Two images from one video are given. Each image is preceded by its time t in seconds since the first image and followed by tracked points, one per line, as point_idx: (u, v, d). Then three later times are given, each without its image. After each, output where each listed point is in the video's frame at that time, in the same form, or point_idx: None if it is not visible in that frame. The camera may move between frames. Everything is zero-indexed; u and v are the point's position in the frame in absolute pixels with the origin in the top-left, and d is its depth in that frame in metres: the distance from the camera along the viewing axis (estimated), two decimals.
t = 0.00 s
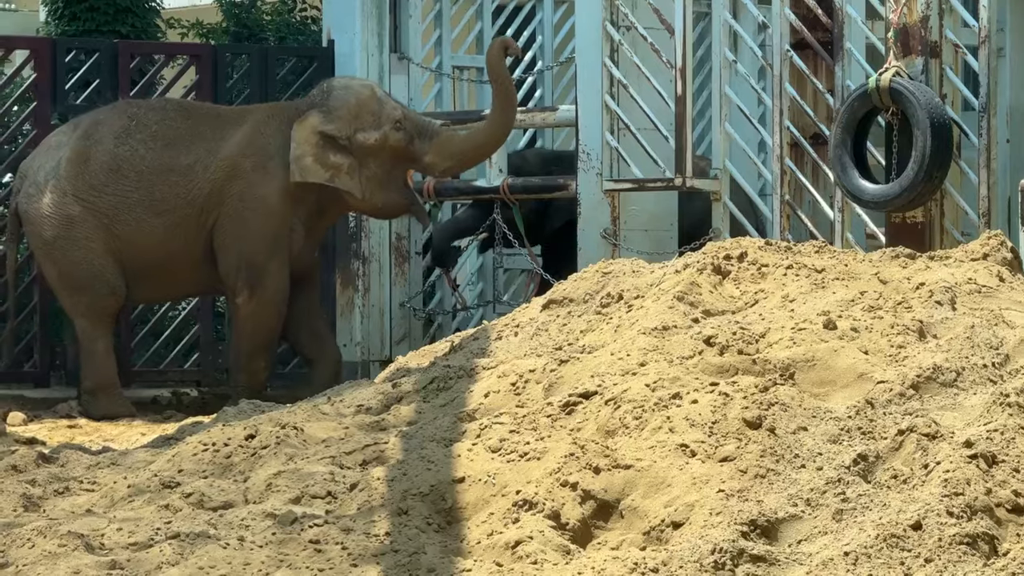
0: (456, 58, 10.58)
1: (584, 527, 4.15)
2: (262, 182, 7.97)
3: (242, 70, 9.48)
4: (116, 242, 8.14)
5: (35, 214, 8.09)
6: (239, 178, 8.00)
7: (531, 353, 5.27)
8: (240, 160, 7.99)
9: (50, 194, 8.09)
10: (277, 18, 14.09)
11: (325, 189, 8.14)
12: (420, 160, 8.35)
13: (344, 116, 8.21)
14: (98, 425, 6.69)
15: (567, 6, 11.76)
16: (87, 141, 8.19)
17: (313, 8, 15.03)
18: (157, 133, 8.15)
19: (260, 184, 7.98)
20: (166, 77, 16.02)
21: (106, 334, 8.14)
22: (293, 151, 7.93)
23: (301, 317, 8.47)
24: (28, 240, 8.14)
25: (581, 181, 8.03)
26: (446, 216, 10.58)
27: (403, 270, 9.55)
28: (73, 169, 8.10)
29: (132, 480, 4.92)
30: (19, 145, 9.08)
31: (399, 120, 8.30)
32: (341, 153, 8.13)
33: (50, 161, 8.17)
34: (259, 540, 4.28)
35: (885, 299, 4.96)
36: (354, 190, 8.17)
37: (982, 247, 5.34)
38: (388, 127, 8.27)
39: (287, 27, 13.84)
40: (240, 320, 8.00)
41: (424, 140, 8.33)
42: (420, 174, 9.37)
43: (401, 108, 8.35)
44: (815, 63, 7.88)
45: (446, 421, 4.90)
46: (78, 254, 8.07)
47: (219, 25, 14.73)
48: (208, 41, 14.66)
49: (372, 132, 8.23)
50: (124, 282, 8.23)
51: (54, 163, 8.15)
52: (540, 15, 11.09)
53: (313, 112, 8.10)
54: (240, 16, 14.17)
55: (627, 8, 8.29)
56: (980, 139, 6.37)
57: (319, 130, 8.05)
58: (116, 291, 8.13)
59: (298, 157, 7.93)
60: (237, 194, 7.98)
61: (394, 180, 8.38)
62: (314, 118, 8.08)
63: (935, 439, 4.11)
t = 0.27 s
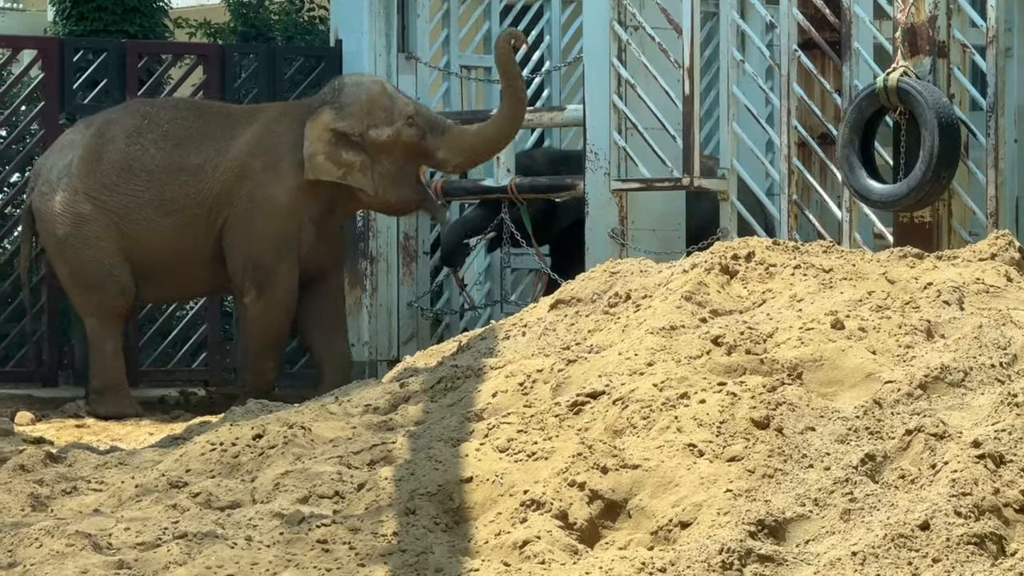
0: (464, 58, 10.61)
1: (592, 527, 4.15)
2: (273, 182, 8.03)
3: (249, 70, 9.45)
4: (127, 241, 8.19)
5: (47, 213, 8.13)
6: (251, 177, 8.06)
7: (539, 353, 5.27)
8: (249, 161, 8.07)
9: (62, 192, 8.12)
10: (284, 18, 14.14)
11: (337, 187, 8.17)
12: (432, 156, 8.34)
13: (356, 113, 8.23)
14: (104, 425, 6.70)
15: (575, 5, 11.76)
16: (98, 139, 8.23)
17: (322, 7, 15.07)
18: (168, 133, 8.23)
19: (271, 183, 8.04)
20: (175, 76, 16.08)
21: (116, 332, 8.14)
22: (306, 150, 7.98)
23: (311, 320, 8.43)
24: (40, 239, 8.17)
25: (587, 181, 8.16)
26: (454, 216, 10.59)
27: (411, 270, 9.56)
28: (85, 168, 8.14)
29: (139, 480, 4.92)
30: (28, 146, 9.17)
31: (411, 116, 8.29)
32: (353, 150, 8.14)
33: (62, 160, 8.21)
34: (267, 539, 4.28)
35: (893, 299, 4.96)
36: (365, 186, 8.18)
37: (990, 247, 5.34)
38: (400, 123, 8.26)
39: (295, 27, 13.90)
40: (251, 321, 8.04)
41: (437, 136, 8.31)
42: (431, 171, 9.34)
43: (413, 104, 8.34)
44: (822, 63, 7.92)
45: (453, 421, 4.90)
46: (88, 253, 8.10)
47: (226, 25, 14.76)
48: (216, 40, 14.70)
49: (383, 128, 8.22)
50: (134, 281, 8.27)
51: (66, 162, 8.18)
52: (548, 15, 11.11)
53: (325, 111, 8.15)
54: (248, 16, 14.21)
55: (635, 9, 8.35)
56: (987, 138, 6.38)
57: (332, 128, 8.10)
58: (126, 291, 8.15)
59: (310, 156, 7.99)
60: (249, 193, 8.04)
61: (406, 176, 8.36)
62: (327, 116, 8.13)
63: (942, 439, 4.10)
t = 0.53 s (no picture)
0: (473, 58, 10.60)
1: (601, 527, 4.15)
2: (287, 186, 8.03)
3: (259, 69, 9.61)
4: (140, 240, 8.23)
5: (62, 212, 8.24)
6: (266, 180, 8.05)
7: (548, 353, 5.27)
8: (265, 164, 8.06)
9: (77, 192, 8.22)
10: (293, 18, 14.20)
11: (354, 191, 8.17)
12: (451, 161, 8.38)
13: (376, 119, 8.21)
14: (113, 425, 6.71)
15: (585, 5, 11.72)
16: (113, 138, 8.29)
17: (331, 7, 15.11)
18: (183, 132, 8.25)
19: (285, 186, 8.04)
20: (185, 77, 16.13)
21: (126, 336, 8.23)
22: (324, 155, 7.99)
23: (323, 324, 8.37)
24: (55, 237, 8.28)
25: (598, 181, 8.23)
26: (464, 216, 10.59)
27: (420, 270, 9.54)
28: (100, 166, 8.21)
29: (148, 480, 4.93)
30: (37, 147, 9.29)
31: (431, 122, 8.30)
32: (373, 156, 8.16)
33: (78, 159, 8.30)
34: (275, 539, 4.28)
35: (902, 299, 4.96)
36: (383, 193, 8.21)
37: (999, 247, 5.34)
38: (420, 129, 8.27)
39: (304, 27, 13.96)
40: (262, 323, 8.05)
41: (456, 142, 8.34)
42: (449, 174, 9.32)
43: (433, 110, 8.34)
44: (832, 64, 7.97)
45: (462, 421, 4.91)
46: (102, 252, 8.19)
47: (236, 25, 14.81)
48: (226, 41, 14.74)
49: (404, 134, 8.24)
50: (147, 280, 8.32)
51: (82, 161, 8.27)
52: (558, 15, 11.08)
53: (344, 115, 8.14)
54: (257, 16, 14.33)
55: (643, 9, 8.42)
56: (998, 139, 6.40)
57: (350, 132, 8.09)
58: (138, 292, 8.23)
59: (327, 159, 7.99)
60: (263, 195, 8.04)
61: (426, 181, 8.40)
62: (345, 120, 8.12)
63: (951, 439, 4.10)
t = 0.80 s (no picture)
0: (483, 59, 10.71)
1: (611, 527, 4.14)
2: (310, 190, 8.06)
3: (269, 69, 9.72)
4: (159, 238, 8.24)
5: (81, 206, 8.21)
6: (289, 182, 8.08)
7: (557, 354, 5.27)
8: (288, 167, 8.08)
9: (97, 186, 8.20)
10: (303, 18, 14.27)
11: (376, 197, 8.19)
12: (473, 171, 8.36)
13: (402, 124, 8.23)
14: (123, 425, 6.72)
15: (593, 6, 11.79)
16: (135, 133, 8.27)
17: (341, 8, 15.13)
18: (205, 129, 8.22)
19: (308, 190, 8.07)
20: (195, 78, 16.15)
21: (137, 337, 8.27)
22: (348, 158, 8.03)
23: (340, 327, 8.39)
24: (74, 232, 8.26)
25: (607, 181, 8.31)
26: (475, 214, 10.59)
27: (430, 271, 9.60)
28: (121, 162, 8.19)
29: (158, 480, 4.94)
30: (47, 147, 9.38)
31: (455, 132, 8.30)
32: (397, 162, 8.18)
33: (98, 152, 8.28)
34: (285, 539, 4.28)
35: (912, 299, 4.96)
36: (405, 200, 8.22)
37: (1009, 248, 5.35)
38: (443, 138, 8.26)
39: (313, 28, 14.09)
40: (279, 323, 8.13)
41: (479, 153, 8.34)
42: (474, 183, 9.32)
43: (458, 119, 8.34)
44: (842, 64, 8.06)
45: (472, 421, 4.91)
46: (121, 249, 8.20)
47: (245, 25, 14.84)
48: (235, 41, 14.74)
49: (428, 142, 8.24)
50: (165, 278, 8.32)
51: (103, 155, 8.25)
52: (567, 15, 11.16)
53: (370, 120, 8.15)
54: (266, 16, 14.36)
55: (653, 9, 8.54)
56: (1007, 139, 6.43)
57: (376, 137, 8.11)
58: (152, 292, 8.24)
59: (353, 163, 8.02)
60: (286, 198, 8.06)
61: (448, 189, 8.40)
62: (371, 125, 8.15)
63: (961, 440, 4.09)
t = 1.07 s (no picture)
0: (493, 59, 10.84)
1: (620, 527, 4.14)
2: (331, 197, 8.22)
3: (277, 70, 10.00)
4: (178, 237, 8.43)
5: (103, 201, 8.41)
6: (309, 188, 8.23)
7: (567, 354, 5.28)
8: (309, 175, 8.23)
9: (118, 182, 8.40)
10: (314, 19, 14.33)
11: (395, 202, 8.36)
12: (492, 186, 8.49)
13: (427, 133, 8.34)
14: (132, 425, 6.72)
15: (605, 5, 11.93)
16: (160, 131, 8.49)
17: (351, 7, 15.17)
18: (226, 130, 8.41)
19: (328, 194, 8.23)
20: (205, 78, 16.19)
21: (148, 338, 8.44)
22: (370, 163, 8.17)
23: (354, 330, 8.56)
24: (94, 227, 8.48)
25: (617, 180, 8.67)
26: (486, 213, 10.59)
27: (439, 271, 9.69)
28: (142, 160, 8.40)
29: (168, 480, 4.95)
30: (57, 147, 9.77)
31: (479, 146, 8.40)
32: (419, 171, 8.30)
33: (121, 150, 8.50)
34: (295, 540, 4.28)
35: (922, 300, 4.97)
36: (425, 210, 8.35)
37: (1020, 248, 5.35)
38: (467, 151, 8.37)
39: (323, 27, 14.21)
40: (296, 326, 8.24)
41: (501, 168, 8.47)
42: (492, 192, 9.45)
43: (483, 133, 8.43)
44: (852, 65, 8.20)
45: (481, 421, 4.91)
46: (140, 245, 8.39)
47: (255, 26, 14.87)
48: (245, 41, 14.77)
49: (450, 154, 8.33)
50: (183, 277, 8.51)
51: (125, 152, 8.47)
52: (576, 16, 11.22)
53: (394, 126, 8.30)
54: (277, 16, 14.40)
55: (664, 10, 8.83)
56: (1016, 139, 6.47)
57: (399, 145, 8.25)
58: (166, 294, 8.43)
59: (375, 169, 8.17)
60: (305, 202, 8.23)
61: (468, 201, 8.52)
62: (395, 132, 8.28)
63: (971, 440, 4.08)
